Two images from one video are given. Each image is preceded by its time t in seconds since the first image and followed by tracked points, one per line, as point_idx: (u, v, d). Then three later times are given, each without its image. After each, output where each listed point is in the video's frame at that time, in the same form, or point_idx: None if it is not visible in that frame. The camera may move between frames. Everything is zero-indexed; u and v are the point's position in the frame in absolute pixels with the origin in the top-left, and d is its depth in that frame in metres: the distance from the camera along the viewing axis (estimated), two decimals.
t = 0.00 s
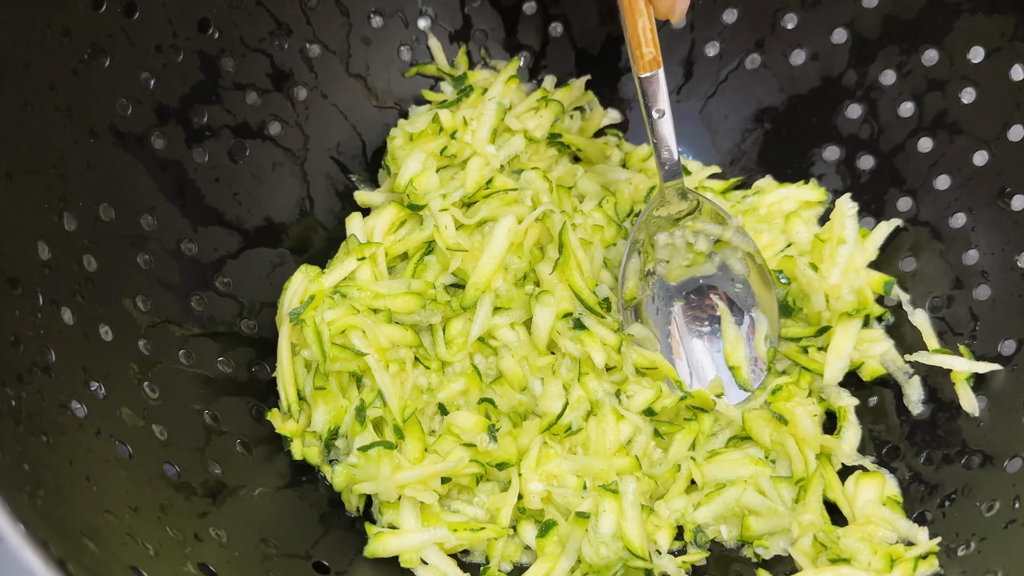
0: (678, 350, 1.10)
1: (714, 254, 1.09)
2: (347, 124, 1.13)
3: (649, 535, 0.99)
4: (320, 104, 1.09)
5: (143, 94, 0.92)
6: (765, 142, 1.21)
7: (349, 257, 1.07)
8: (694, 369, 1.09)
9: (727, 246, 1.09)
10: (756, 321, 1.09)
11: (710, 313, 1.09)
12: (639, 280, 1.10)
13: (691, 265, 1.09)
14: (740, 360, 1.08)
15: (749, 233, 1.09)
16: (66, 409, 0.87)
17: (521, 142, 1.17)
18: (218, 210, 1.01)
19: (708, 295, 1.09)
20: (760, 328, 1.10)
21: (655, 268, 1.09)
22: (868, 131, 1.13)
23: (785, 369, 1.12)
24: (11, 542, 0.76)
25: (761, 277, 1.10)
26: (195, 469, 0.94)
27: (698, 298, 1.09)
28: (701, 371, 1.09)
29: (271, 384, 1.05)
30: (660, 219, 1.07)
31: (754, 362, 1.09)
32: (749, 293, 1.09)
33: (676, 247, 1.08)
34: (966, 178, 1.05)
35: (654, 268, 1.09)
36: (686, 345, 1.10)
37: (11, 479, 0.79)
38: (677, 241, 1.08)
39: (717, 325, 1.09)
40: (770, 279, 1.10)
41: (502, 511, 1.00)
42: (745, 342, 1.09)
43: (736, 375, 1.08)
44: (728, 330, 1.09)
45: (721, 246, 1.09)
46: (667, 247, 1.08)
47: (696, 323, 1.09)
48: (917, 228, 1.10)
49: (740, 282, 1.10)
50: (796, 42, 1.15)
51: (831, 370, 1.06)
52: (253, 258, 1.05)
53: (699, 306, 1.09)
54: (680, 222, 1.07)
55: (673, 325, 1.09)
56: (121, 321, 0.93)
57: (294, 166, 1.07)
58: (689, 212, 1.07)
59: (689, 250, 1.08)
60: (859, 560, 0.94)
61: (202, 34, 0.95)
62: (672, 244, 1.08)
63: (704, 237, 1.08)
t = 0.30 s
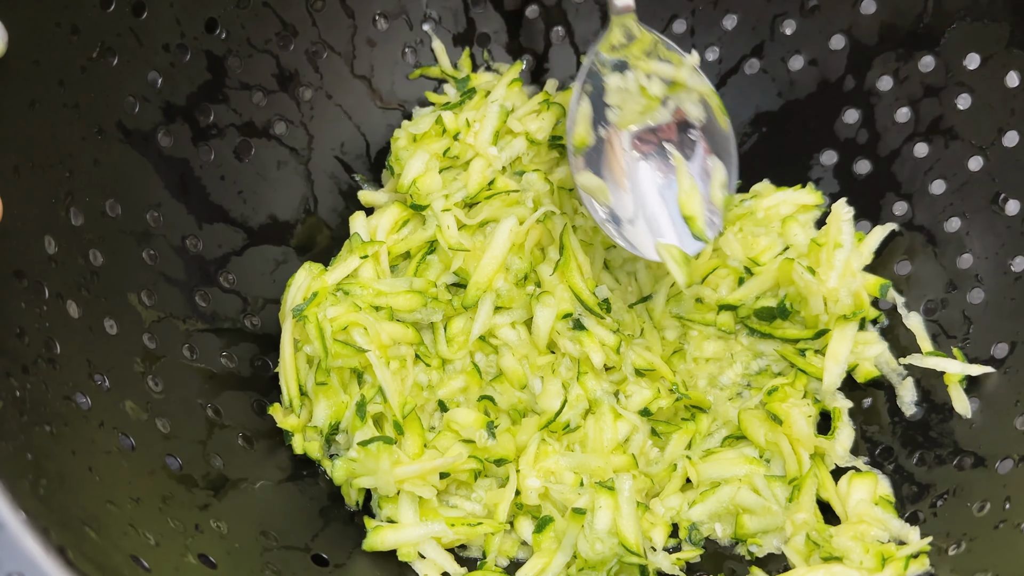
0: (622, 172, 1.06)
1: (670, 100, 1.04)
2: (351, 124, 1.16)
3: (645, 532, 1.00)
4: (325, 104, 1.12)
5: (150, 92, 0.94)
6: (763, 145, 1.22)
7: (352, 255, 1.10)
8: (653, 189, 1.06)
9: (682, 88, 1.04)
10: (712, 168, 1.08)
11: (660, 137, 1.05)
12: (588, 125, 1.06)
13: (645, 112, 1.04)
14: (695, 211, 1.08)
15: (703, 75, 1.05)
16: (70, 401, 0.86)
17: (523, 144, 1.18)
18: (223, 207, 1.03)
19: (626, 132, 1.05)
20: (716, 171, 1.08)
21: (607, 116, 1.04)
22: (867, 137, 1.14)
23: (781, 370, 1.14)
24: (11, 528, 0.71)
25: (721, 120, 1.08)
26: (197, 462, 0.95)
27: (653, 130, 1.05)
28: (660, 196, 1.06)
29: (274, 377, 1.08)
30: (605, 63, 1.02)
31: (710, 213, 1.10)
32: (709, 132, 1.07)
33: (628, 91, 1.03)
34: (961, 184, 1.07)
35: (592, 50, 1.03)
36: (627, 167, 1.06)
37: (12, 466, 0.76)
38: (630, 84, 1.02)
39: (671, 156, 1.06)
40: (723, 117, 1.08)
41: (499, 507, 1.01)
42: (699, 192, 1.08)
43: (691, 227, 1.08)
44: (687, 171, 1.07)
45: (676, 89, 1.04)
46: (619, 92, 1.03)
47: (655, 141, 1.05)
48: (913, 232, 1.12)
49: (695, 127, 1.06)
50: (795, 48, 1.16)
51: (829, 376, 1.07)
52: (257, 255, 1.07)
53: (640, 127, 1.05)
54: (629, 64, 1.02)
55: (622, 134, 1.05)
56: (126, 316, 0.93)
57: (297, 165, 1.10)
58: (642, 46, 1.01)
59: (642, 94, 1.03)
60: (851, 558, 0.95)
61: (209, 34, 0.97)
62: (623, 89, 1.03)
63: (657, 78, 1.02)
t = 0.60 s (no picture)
0: (525, 173, 1.23)
1: (559, 93, 1.21)
2: (354, 124, 1.19)
3: (640, 526, 1.01)
4: (328, 104, 1.15)
5: (157, 91, 0.96)
6: (759, 147, 1.27)
7: (353, 252, 1.12)
8: (544, 178, 1.23)
9: (571, 84, 1.21)
10: (593, 156, 1.25)
11: (548, 128, 1.22)
12: (488, 112, 1.19)
13: (538, 102, 1.21)
14: (577, 195, 1.23)
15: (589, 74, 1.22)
16: (74, 392, 0.87)
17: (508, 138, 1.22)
18: (228, 204, 1.05)
19: (545, 130, 1.22)
20: (596, 159, 1.25)
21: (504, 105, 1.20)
22: (861, 139, 1.17)
23: (776, 368, 1.15)
24: (13, 513, 0.75)
25: (601, 115, 1.24)
26: (199, 454, 0.95)
27: (547, 128, 1.22)
28: (548, 183, 1.24)
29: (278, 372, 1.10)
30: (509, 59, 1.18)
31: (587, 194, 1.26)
32: (590, 126, 1.23)
33: (524, 83, 1.20)
34: (955, 185, 1.08)
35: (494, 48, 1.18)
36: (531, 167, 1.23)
37: (17, 454, 0.79)
38: (525, 77, 1.19)
39: (563, 150, 1.23)
40: (607, 114, 1.25)
41: (497, 501, 1.03)
42: (581, 175, 1.24)
43: (572, 206, 1.23)
44: (569, 159, 1.23)
45: (566, 85, 1.21)
46: (516, 83, 1.19)
47: (549, 138, 1.22)
48: (906, 232, 1.14)
49: (581, 119, 1.23)
50: (791, 51, 1.20)
51: (824, 375, 1.08)
52: (260, 252, 1.09)
53: (548, 125, 1.22)
54: (528, 60, 1.18)
55: (525, 132, 1.22)
56: (131, 310, 0.95)
57: (301, 164, 1.13)
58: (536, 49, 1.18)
59: (535, 87, 1.20)
60: (843, 553, 0.96)
61: (215, 35, 1.00)
62: (520, 80, 1.19)
63: (551, 74, 1.19)
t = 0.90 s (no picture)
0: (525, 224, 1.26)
1: (559, 141, 1.25)
2: (357, 124, 1.22)
3: (637, 524, 1.03)
4: (332, 105, 1.17)
5: (164, 90, 0.97)
6: (757, 150, 1.29)
7: (356, 252, 1.13)
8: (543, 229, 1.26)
9: (570, 134, 1.25)
10: (589, 204, 1.28)
11: (547, 177, 1.26)
12: (487, 159, 1.23)
13: (537, 150, 1.25)
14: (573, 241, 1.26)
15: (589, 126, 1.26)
16: (80, 386, 0.87)
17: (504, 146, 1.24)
18: (233, 202, 1.07)
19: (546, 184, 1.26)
20: (593, 207, 1.28)
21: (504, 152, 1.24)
22: (856, 143, 1.19)
23: (773, 369, 1.17)
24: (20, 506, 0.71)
25: (598, 166, 1.27)
26: (202, 449, 0.96)
27: (546, 178, 1.26)
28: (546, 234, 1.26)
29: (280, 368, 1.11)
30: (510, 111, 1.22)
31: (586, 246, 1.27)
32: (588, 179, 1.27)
33: (525, 132, 1.23)
34: (950, 189, 1.10)
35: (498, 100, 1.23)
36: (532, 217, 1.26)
37: (23, 445, 0.76)
38: (525, 126, 1.23)
39: (562, 202, 1.26)
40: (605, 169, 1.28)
41: (495, 498, 1.04)
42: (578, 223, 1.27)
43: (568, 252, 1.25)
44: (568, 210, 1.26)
45: (564, 134, 1.24)
46: (517, 131, 1.23)
47: (549, 191, 1.26)
48: (901, 235, 1.16)
49: (579, 169, 1.26)
50: (790, 56, 1.22)
51: (821, 376, 1.10)
52: (264, 250, 1.11)
53: (548, 178, 1.25)
54: (528, 109, 1.22)
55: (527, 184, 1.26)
56: (137, 306, 0.96)
57: (304, 163, 1.15)
58: (537, 100, 1.22)
59: (535, 134, 1.24)
60: (837, 550, 0.97)
61: (221, 36, 1.01)
62: (521, 128, 1.23)
63: (551, 123, 1.23)
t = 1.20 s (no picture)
0: (513, 202, 1.05)
1: (551, 115, 1.04)
2: (362, 125, 1.23)
3: (634, 524, 1.04)
4: (337, 106, 1.19)
5: (171, 91, 0.98)
6: (755, 156, 1.31)
7: (359, 252, 1.15)
8: (536, 208, 1.06)
9: (565, 105, 1.05)
10: (588, 188, 1.11)
11: (542, 152, 1.05)
12: (471, 135, 1.02)
13: (526, 126, 1.02)
14: (572, 231, 1.09)
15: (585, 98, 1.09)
16: (88, 385, 0.86)
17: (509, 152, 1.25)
18: (239, 202, 1.08)
19: (535, 150, 1.04)
20: (593, 192, 1.12)
21: (488, 123, 1.01)
22: (854, 150, 1.21)
23: (769, 371, 1.19)
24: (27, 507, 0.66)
25: (595, 139, 1.11)
26: (207, 446, 0.97)
27: (538, 154, 1.04)
28: (541, 219, 1.06)
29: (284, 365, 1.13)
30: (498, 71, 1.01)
31: (584, 226, 1.11)
32: (586, 154, 1.10)
33: (511, 105, 1.01)
34: (945, 197, 1.12)
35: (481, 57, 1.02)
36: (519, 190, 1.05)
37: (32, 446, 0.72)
38: (512, 97, 1.01)
39: (557, 180, 1.06)
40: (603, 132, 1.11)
41: (495, 497, 1.06)
42: (575, 214, 1.09)
43: (567, 246, 1.09)
44: (563, 196, 1.08)
45: (559, 106, 1.04)
46: (501, 104, 1.01)
47: (541, 156, 1.04)
48: (896, 241, 1.18)
49: (576, 145, 1.08)
50: (789, 63, 1.24)
51: (817, 380, 1.12)
52: (268, 249, 1.13)
53: (540, 141, 1.04)
54: (516, 76, 1.01)
55: (512, 144, 1.03)
56: (143, 305, 0.97)
57: (310, 164, 1.17)
58: (529, 58, 1.02)
59: (523, 108, 1.02)
60: (830, 553, 0.99)
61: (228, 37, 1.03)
62: (506, 101, 1.01)
63: (541, 93, 1.03)
